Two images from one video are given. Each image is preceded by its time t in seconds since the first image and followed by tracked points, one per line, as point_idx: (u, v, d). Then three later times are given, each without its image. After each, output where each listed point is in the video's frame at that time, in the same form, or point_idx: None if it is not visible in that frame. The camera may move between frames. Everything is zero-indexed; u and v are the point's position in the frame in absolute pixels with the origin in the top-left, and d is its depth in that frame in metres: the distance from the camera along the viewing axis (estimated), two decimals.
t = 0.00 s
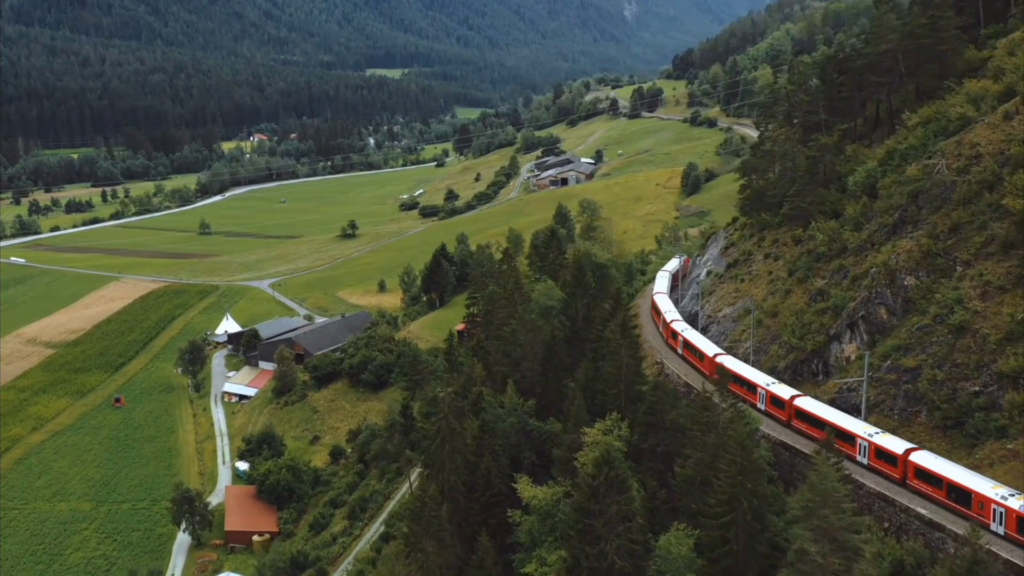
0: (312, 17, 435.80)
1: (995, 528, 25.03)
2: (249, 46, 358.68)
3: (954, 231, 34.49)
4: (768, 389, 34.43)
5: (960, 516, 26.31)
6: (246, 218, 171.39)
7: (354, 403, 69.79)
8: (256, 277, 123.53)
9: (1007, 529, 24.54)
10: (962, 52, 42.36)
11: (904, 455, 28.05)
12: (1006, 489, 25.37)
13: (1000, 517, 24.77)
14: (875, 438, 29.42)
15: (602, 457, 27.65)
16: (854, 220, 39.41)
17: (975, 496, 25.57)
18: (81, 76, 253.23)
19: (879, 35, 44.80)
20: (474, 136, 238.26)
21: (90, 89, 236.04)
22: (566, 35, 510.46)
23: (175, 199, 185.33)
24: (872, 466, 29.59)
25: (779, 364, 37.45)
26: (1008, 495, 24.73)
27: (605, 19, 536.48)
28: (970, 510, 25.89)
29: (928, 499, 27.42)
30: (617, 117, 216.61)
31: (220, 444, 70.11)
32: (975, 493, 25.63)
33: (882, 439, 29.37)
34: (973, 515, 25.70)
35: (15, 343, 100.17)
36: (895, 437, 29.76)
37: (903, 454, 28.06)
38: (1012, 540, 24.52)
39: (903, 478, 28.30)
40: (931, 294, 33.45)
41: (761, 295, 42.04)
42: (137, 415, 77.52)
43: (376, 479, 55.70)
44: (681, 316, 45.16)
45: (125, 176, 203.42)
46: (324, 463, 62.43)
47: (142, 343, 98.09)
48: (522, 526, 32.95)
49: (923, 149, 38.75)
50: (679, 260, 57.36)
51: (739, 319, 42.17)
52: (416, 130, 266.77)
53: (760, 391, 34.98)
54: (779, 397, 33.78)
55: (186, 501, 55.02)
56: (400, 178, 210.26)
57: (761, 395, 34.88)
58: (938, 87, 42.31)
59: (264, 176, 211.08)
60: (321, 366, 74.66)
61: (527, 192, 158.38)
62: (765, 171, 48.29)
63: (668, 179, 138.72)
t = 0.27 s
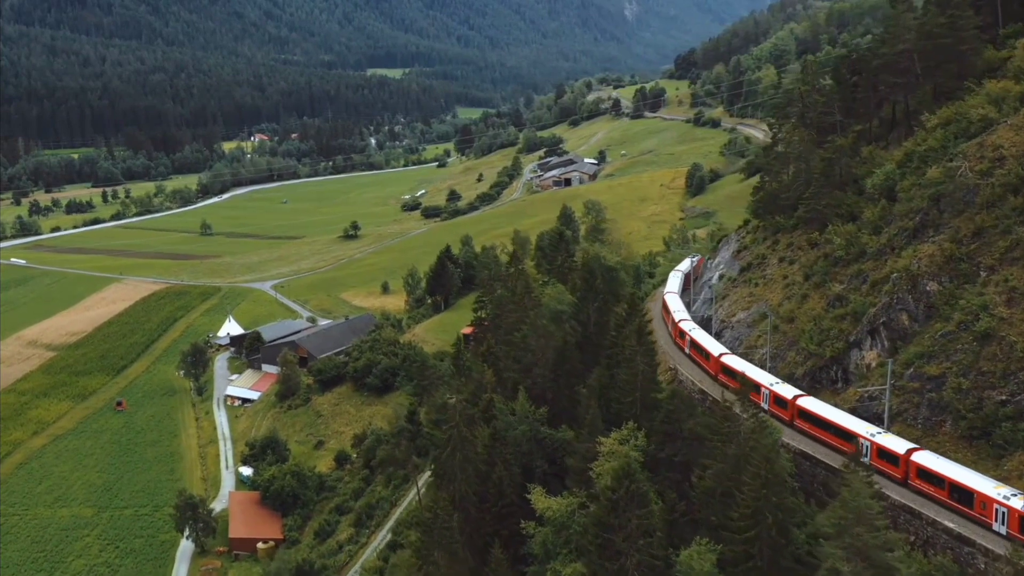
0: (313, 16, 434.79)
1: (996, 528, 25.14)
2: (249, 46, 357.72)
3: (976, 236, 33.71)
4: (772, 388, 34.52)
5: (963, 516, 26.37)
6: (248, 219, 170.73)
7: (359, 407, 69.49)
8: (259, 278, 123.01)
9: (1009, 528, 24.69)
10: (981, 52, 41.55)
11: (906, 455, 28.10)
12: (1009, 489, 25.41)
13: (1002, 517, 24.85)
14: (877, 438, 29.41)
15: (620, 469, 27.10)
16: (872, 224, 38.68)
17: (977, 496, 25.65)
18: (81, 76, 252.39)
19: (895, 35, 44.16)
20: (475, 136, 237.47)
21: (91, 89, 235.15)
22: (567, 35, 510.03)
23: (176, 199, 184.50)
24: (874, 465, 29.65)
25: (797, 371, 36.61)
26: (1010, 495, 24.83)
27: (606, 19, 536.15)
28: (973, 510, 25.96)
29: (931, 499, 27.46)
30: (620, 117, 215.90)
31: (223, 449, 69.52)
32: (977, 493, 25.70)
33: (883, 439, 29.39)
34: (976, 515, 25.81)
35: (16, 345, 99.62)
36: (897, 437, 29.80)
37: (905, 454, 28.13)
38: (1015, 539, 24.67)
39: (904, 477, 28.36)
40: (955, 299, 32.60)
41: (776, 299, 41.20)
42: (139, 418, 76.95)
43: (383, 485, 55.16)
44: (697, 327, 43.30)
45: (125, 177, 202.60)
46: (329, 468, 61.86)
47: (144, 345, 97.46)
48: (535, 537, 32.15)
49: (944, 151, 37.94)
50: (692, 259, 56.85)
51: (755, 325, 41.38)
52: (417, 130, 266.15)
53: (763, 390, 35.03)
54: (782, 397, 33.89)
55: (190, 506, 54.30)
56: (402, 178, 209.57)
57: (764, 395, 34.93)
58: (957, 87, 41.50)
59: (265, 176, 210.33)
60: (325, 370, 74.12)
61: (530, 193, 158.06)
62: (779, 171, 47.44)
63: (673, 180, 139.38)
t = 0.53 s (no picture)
0: (313, 16, 433.48)
1: (999, 528, 25.16)
2: (249, 46, 356.59)
3: (1005, 241, 32.57)
4: (777, 388, 34.58)
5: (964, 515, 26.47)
6: (249, 220, 169.97)
7: (364, 412, 69.19)
8: (261, 280, 122.38)
9: (1011, 528, 24.69)
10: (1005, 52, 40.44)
11: (907, 455, 28.14)
12: (1011, 488, 25.45)
13: (1004, 517, 24.89)
14: (879, 437, 29.48)
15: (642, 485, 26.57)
16: (894, 228, 37.75)
17: (979, 495, 25.67)
18: (81, 75, 251.21)
19: (916, 34, 42.78)
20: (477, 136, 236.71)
21: (91, 89, 233.95)
22: (568, 34, 509.60)
23: (177, 200, 183.60)
24: (875, 466, 29.69)
25: (819, 380, 35.57)
26: (1013, 495, 24.86)
27: (606, 19, 535.85)
28: (974, 510, 26.03)
29: (933, 499, 27.50)
30: (623, 117, 215.28)
31: (227, 454, 69.12)
32: (979, 493, 25.71)
33: (886, 439, 29.41)
34: (977, 515, 25.86)
35: (16, 348, 98.97)
36: (899, 437, 29.82)
37: (907, 454, 28.13)
38: (1017, 540, 24.66)
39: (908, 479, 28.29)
40: (983, 307, 31.57)
41: (795, 306, 40.28)
42: (141, 423, 76.39)
43: (389, 492, 54.64)
44: (709, 328, 43.52)
45: (126, 177, 201.61)
46: (335, 475, 61.47)
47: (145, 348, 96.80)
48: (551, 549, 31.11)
49: (969, 154, 36.87)
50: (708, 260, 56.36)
51: (772, 331, 40.49)
52: (418, 130, 265.48)
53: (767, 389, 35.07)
54: (786, 397, 34.06)
55: (194, 514, 53.34)
56: (404, 178, 208.82)
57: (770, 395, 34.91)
58: (980, 88, 40.44)
59: (266, 177, 209.52)
60: (329, 374, 73.56)
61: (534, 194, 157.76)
62: (795, 173, 46.40)
63: (677, 181, 141.21)
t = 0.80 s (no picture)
0: (313, 16, 431.81)
1: (999, 528, 25.22)
2: (249, 45, 355.42)
3: None
4: (780, 388, 34.17)
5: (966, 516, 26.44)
6: (249, 220, 169.48)
7: (369, 417, 69.26)
8: (262, 282, 122.01)
9: (1011, 528, 24.76)
10: None
11: (908, 455, 28.22)
12: (1012, 488, 25.48)
13: (1004, 517, 24.97)
14: (881, 437, 29.65)
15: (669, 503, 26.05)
16: (916, 232, 36.78)
17: (980, 496, 25.73)
18: (81, 75, 250.20)
19: (937, 33, 41.80)
20: (478, 136, 235.91)
21: (90, 89, 232.82)
22: (568, 34, 508.81)
23: (177, 201, 182.73)
24: (878, 465, 29.88)
25: (841, 389, 34.63)
26: (1013, 494, 24.92)
27: (606, 18, 535.13)
28: (975, 510, 26.04)
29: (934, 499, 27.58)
30: (625, 117, 214.50)
31: (229, 460, 69.15)
32: (979, 493, 25.77)
33: (888, 438, 29.57)
34: (978, 515, 25.89)
35: (16, 351, 98.66)
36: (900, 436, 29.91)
37: (908, 454, 28.24)
38: (1017, 540, 24.74)
39: (908, 478, 28.41)
40: (1011, 315, 30.55)
41: (813, 311, 39.42)
42: (142, 428, 77.06)
43: (395, 500, 54.34)
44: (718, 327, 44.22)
45: (125, 177, 200.77)
46: (340, 482, 61.43)
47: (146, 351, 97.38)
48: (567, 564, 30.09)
49: (993, 155, 35.82)
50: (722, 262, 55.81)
51: (790, 338, 39.65)
52: (419, 130, 264.75)
53: (771, 389, 34.97)
54: (789, 396, 33.70)
55: (196, 523, 53.18)
56: (404, 179, 208.18)
57: (773, 393, 34.75)
58: (1002, 89, 39.48)
59: (267, 177, 208.78)
60: (333, 379, 74.03)
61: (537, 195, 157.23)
62: (812, 173, 45.25)
63: (681, 182, 141.62)
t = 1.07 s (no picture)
0: (311, 15, 430.14)
1: (998, 528, 25.52)
2: (247, 45, 353.97)
3: None
4: (784, 387, 34.57)
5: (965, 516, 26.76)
6: (248, 221, 168.61)
7: (372, 422, 70.02)
8: (261, 285, 121.57)
9: (1010, 528, 25.06)
10: None
11: (908, 454, 28.58)
12: (1011, 488, 25.86)
13: (1003, 516, 25.30)
14: (882, 437, 29.89)
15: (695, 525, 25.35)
16: (937, 237, 35.89)
17: (980, 495, 26.06)
18: (78, 75, 248.81)
19: (955, 33, 40.75)
20: (478, 137, 235.09)
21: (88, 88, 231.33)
22: (566, 34, 508.14)
23: (176, 201, 181.70)
24: (877, 464, 30.13)
25: (862, 398, 33.71)
26: (1013, 495, 25.30)
27: (604, 18, 534.64)
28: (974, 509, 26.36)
29: (932, 498, 27.90)
30: (625, 117, 213.73)
31: (230, 466, 69.16)
32: (980, 492, 26.09)
33: (889, 438, 29.81)
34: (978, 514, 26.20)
35: (14, 354, 97.93)
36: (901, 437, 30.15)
37: (908, 454, 28.55)
38: (1016, 539, 25.07)
39: (907, 477, 28.76)
40: None
41: (830, 318, 38.54)
42: (141, 432, 76.85)
43: (400, 507, 54.33)
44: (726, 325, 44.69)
45: (124, 177, 199.67)
46: (343, 489, 62.14)
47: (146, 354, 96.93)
48: None
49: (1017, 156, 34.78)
50: (732, 265, 55.14)
51: (807, 345, 38.78)
52: (418, 130, 264.07)
53: (775, 389, 35.31)
54: (792, 396, 34.08)
55: (198, 531, 52.52)
56: (404, 179, 207.45)
57: (778, 394, 34.98)
58: None
59: (265, 177, 208.07)
60: (336, 384, 74.90)
61: (538, 196, 156.69)
62: (826, 176, 44.34)
63: (684, 183, 141.83)
